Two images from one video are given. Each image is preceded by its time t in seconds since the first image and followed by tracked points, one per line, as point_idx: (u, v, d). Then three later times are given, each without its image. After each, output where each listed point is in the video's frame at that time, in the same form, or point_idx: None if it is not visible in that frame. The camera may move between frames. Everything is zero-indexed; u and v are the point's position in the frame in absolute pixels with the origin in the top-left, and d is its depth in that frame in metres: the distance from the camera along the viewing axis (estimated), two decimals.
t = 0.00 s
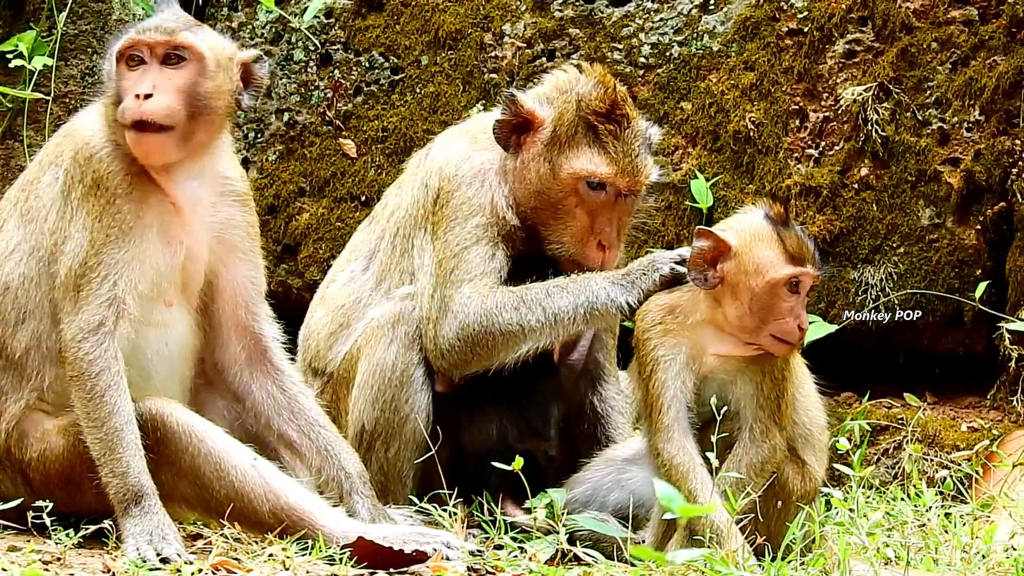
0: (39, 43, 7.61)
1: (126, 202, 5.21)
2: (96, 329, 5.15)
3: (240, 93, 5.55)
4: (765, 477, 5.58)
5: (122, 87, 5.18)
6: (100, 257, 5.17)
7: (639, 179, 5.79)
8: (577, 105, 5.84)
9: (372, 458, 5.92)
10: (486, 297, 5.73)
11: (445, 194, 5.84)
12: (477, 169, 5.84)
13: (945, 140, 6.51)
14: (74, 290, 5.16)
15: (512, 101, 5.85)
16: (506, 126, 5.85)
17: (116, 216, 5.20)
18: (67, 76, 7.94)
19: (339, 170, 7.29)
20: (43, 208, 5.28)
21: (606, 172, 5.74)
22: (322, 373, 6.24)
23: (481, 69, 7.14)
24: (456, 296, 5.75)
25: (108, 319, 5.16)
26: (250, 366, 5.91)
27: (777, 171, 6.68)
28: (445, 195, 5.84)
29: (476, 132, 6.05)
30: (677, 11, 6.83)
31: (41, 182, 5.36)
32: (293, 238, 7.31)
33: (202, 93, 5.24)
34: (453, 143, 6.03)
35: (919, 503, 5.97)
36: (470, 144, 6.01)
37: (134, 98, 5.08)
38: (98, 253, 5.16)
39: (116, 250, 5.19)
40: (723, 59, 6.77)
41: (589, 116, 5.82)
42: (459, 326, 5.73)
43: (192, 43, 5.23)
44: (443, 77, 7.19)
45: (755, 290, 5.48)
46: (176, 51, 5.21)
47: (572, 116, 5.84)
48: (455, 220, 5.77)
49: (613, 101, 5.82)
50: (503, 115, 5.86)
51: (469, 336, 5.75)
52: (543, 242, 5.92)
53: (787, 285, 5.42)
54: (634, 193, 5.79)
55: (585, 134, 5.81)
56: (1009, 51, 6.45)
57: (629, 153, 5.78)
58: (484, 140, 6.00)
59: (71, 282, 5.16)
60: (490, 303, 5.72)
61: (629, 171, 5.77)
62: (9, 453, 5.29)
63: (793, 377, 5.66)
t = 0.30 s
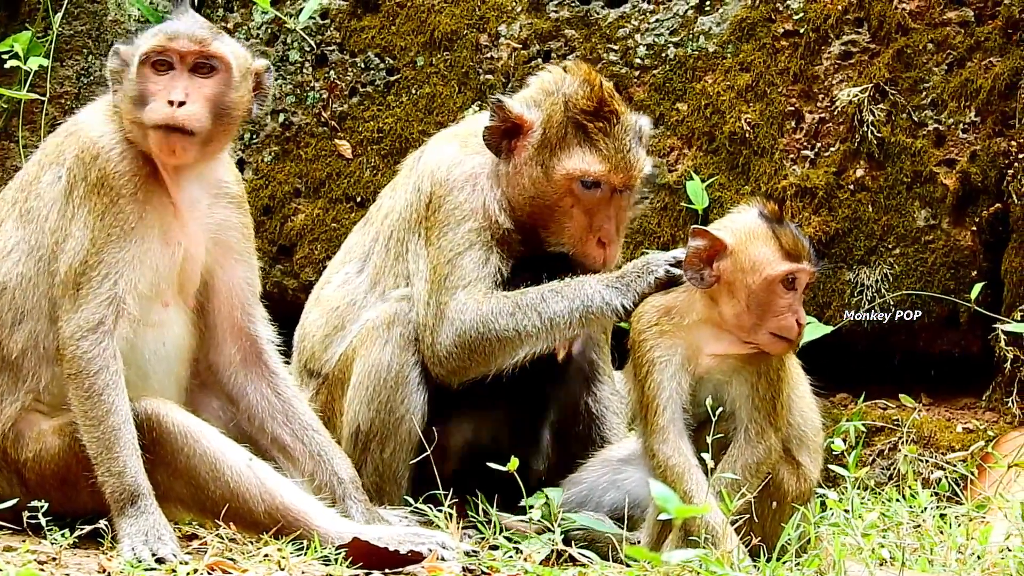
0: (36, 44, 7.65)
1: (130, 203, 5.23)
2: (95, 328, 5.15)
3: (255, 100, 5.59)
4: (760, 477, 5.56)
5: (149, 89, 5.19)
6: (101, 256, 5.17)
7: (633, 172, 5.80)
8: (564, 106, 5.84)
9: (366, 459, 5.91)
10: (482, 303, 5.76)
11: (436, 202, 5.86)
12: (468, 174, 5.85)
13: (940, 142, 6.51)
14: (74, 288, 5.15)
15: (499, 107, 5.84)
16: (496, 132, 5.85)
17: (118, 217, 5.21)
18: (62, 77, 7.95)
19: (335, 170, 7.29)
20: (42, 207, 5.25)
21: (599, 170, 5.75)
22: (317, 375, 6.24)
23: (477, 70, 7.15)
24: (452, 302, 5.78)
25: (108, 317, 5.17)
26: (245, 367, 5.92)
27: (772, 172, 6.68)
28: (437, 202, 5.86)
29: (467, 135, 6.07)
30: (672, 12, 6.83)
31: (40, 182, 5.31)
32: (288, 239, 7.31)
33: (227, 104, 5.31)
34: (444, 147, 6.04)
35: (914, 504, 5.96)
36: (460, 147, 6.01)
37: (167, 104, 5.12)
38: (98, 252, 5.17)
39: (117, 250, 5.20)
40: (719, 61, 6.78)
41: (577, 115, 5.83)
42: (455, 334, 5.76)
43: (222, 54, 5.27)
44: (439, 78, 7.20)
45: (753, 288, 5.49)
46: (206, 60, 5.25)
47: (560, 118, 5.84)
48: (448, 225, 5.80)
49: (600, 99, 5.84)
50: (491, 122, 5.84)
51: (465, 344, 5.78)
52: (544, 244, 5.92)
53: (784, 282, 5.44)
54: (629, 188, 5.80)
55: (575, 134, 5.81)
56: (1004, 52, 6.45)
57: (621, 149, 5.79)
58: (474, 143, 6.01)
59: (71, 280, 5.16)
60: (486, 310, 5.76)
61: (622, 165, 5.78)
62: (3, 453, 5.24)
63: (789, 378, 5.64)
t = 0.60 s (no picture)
0: (35, 40, 7.71)
1: (131, 199, 5.21)
2: (97, 322, 5.13)
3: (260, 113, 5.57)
4: (759, 476, 5.54)
5: (145, 96, 5.19)
6: (104, 250, 5.16)
7: (623, 170, 5.79)
8: (562, 97, 5.83)
9: (364, 457, 5.92)
10: (472, 293, 5.72)
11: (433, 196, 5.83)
12: (463, 168, 5.85)
13: (939, 141, 6.51)
14: (75, 280, 5.14)
15: (497, 92, 5.88)
16: (491, 118, 5.88)
17: (121, 213, 5.20)
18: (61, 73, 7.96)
19: (334, 168, 7.30)
20: (44, 203, 5.23)
21: (591, 164, 5.75)
22: (314, 373, 6.24)
23: (476, 68, 7.15)
24: (442, 292, 5.74)
25: (108, 312, 5.15)
26: (240, 368, 5.91)
27: (771, 170, 6.68)
28: (434, 196, 5.83)
29: (464, 131, 6.08)
30: (671, 10, 6.83)
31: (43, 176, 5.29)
32: (287, 236, 7.31)
33: (224, 112, 5.29)
34: (440, 140, 6.06)
35: (912, 503, 5.97)
36: (457, 140, 6.03)
37: (159, 111, 5.10)
38: (101, 245, 5.16)
39: (119, 246, 5.19)
40: (718, 59, 6.78)
41: (574, 108, 5.82)
42: (444, 323, 5.73)
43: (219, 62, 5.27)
44: (438, 76, 7.21)
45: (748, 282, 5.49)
46: (203, 68, 5.25)
47: (557, 109, 5.84)
48: (443, 218, 5.76)
49: (598, 95, 5.83)
50: (489, 107, 5.89)
51: (452, 332, 5.74)
52: (528, 237, 5.92)
53: (780, 275, 5.43)
54: (617, 186, 5.78)
55: (570, 126, 5.82)
56: (1004, 51, 6.44)
57: (614, 148, 5.78)
58: (471, 136, 6.02)
59: (72, 273, 5.14)
60: (476, 300, 5.72)
61: (614, 163, 5.77)
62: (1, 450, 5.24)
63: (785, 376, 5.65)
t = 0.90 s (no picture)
0: (33, 38, 7.69)
1: (155, 203, 5.14)
2: (103, 317, 5.06)
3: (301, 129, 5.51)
4: (755, 473, 5.55)
5: (188, 114, 5.13)
6: (120, 245, 5.09)
7: (628, 182, 5.82)
8: (574, 102, 5.83)
9: (363, 455, 5.93)
10: (433, 274, 5.59)
11: (426, 187, 5.84)
12: (464, 165, 5.86)
13: (937, 138, 6.51)
14: (86, 271, 5.06)
15: (509, 92, 5.87)
16: (500, 117, 5.88)
17: (143, 211, 5.13)
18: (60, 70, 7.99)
19: (332, 165, 7.31)
20: (74, 195, 5.26)
21: (599, 173, 5.76)
22: (312, 370, 6.25)
23: (474, 64, 7.15)
24: (403, 271, 5.63)
25: (114, 309, 5.08)
26: (251, 372, 5.88)
27: (769, 168, 6.69)
28: (426, 187, 5.84)
29: (466, 127, 6.10)
30: (670, 8, 6.83)
31: (78, 167, 5.35)
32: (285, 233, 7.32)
33: (266, 136, 5.25)
34: (443, 136, 6.06)
35: (910, 500, 5.96)
36: (461, 138, 6.03)
37: (202, 133, 5.06)
38: (119, 241, 5.09)
39: (138, 244, 5.12)
40: (717, 56, 6.79)
41: (585, 115, 5.82)
42: (399, 299, 5.58)
43: (266, 87, 5.19)
44: (436, 73, 7.20)
45: (746, 277, 5.53)
46: (249, 90, 5.18)
47: (568, 114, 5.84)
48: (429, 209, 5.75)
49: (609, 104, 5.84)
50: (499, 105, 5.88)
51: (404, 310, 5.59)
52: (525, 237, 5.92)
53: (777, 271, 5.48)
54: (622, 196, 5.81)
55: (579, 132, 5.82)
56: (1002, 48, 6.44)
57: (621, 157, 5.80)
58: (476, 135, 6.02)
59: (84, 264, 5.07)
60: (436, 279, 5.57)
61: (619, 174, 5.80)
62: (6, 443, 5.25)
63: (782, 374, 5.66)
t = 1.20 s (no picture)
0: (31, 33, 7.71)
1: (185, 198, 5.08)
2: (118, 308, 5.04)
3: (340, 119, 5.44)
4: (754, 468, 5.53)
5: (286, 133, 5.02)
6: (145, 237, 5.06)
7: (627, 179, 5.80)
8: (572, 99, 5.82)
9: (361, 449, 5.93)
10: (460, 276, 5.69)
11: (430, 184, 5.85)
12: (464, 160, 5.86)
13: (935, 132, 6.52)
14: (104, 261, 5.04)
15: (507, 89, 5.87)
16: (497, 114, 5.88)
17: (171, 205, 5.07)
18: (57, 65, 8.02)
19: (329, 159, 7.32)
20: (102, 192, 5.20)
21: (596, 169, 5.74)
22: (311, 365, 6.26)
23: (472, 59, 7.15)
24: (429, 275, 5.71)
25: (130, 300, 5.06)
26: (267, 362, 5.81)
27: (767, 162, 6.69)
28: (431, 185, 5.85)
29: (466, 121, 6.09)
30: (667, 2, 6.83)
31: (108, 165, 5.28)
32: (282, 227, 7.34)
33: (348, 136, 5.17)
34: (444, 132, 6.04)
35: (908, 495, 5.96)
36: (461, 134, 6.02)
37: (316, 153, 4.97)
38: (145, 232, 5.05)
39: (161, 238, 5.09)
40: (714, 50, 6.78)
41: (583, 111, 5.81)
42: (428, 303, 5.68)
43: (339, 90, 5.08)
44: (434, 67, 7.21)
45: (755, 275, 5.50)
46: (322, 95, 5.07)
47: (566, 110, 5.84)
48: (439, 205, 5.77)
49: (608, 100, 5.82)
50: (496, 102, 5.89)
51: (434, 313, 5.68)
52: (525, 233, 5.91)
53: (787, 270, 5.45)
54: (620, 192, 5.78)
55: (577, 129, 5.80)
56: (1000, 42, 6.44)
57: (619, 154, 5.78)
58: (476, 131, 6.01)
59: (105, 253, 5.04)
60: (464, 281, 5.68)
61: (618, 170, 5.77)
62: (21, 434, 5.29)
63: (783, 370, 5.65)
